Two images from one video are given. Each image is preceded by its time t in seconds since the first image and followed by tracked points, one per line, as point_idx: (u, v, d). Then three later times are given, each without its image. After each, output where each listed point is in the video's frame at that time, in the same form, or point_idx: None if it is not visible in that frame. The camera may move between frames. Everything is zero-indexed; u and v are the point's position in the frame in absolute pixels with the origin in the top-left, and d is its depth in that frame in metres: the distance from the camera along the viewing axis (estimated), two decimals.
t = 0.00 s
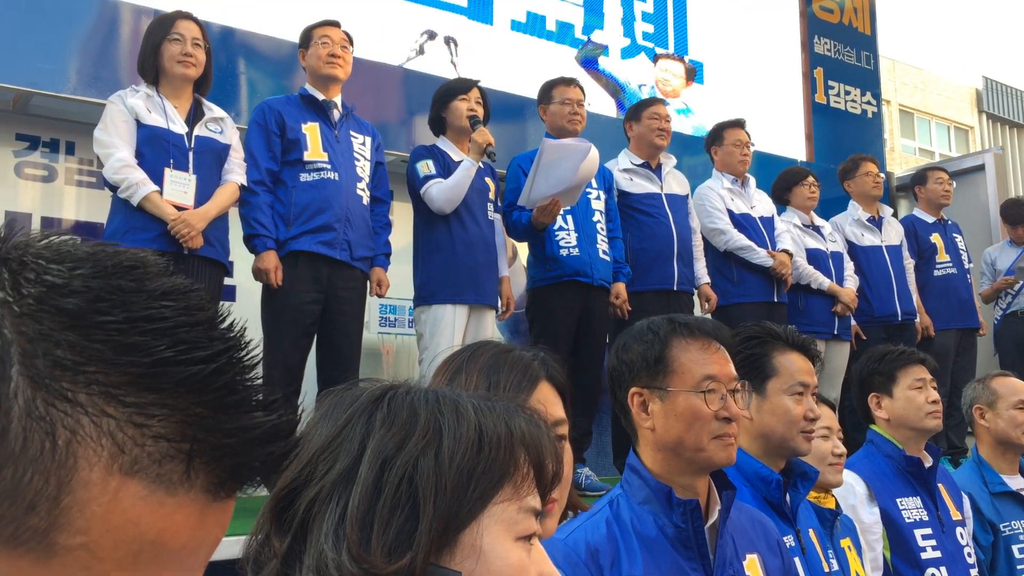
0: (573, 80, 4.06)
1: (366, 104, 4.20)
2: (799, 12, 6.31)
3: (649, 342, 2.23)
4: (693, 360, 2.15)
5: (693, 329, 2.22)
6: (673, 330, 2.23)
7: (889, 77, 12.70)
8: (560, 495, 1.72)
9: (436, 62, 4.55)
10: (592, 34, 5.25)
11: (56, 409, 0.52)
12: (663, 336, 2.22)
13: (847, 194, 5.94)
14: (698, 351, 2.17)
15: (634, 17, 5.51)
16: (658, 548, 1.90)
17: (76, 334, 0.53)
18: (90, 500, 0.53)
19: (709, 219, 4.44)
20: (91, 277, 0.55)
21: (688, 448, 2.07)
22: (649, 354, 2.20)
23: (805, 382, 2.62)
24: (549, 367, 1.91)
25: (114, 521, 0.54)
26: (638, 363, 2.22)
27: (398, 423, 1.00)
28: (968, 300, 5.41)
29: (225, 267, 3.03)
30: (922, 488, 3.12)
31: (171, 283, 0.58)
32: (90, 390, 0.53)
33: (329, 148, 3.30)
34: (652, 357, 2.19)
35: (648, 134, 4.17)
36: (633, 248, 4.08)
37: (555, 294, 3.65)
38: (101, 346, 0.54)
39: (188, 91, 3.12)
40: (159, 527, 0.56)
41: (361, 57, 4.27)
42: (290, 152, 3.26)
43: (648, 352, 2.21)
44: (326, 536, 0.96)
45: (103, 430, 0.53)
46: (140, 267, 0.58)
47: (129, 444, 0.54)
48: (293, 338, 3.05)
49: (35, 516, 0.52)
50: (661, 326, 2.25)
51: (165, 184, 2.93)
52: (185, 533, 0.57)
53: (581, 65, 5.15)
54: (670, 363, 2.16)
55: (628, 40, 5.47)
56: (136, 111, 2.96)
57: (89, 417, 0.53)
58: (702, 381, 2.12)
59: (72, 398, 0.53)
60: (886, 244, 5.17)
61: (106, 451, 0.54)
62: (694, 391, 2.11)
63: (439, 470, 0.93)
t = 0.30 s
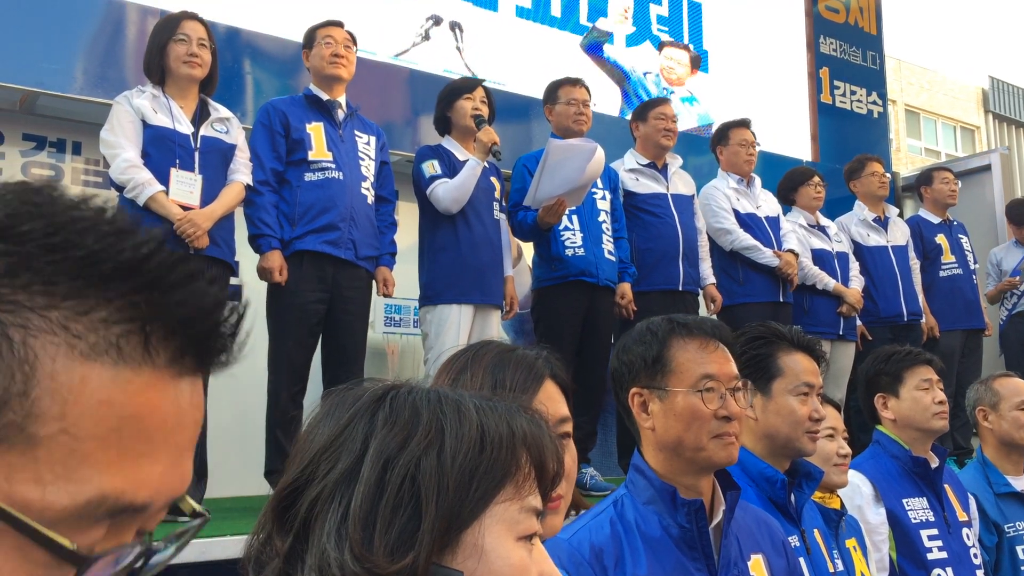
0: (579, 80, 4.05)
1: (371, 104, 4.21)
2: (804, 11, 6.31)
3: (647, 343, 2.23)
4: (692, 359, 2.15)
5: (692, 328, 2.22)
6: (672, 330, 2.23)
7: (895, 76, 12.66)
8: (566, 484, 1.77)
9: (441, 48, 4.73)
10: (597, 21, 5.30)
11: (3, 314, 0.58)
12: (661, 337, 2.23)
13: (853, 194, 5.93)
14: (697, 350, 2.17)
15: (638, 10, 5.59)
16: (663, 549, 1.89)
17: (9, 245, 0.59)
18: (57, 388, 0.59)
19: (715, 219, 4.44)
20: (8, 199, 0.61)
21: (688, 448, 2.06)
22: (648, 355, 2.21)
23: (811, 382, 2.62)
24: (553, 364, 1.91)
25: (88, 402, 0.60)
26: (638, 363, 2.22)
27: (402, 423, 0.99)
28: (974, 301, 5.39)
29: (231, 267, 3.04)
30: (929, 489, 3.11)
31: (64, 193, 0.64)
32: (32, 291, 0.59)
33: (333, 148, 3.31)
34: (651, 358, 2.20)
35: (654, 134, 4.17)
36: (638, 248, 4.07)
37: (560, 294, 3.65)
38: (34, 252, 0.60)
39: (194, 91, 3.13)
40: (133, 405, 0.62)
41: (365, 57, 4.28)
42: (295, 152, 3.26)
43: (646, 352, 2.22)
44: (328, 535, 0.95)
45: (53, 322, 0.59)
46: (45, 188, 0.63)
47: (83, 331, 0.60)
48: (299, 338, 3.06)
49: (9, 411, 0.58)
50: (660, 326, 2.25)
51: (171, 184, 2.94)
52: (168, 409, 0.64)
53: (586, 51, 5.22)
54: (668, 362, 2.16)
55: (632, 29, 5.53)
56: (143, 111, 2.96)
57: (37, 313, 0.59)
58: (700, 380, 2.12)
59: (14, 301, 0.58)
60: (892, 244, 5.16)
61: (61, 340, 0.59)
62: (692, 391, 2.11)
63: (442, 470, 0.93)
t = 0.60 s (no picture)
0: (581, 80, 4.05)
1: (373, 104, 4.21)
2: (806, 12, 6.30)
3: (647, 343, 2.23)
4: (692, 359, 2.15)
5: (692, 328, 2.22)
6: (672, 330, 2.23)
7: (898, 76, 12.63)
8: (566, 481, 1.79)
9: (445, 42, 4.71)
10: (598, 16, 5.35)
11: None
12: (661, 337, 2.23)
13: (855, 194, 5.94)
14: (696, 350, 2.17)
15: (642, 10, 5.61)
16: (664, 550, 1.89)
17: None
18: None
19: (718, 218, 4.44)
20: None
21: (688, 448, 2.06)
22: (647, 354, 2.21)
23: (813, 383, 2.62)
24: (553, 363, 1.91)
25: (13, 269, 0.78)
26: (638, 363, 2.22)
27: (397, 423, 0.99)
28: (976, 302, 5.39)
29: (233, 267, 3.04)
30: (931, 489, 3.11)
31: None
32: None
33: (336, 148, 3.31)
34: (650, 357, 2.20)
35: (656, 134, 4.16)
36: (640, 248, 4.07)
37: (562, 294, 3.65)
38: None
39: (196, 92, 3.13)
40: (58, 271, 0.81)
41: (366, 57, 4.28)
42: (297, 152, 3.26)
43: (646, 352, 2.22)
44: (324, 536, 0.95)
45: None
46: None
47: None
48: (301, 338, 3.06)
49: None
50: (660, 326, 2.25)
51: (174, 185, 2.94)
52: (91, 279, 0.84)
53: (587, 44, 5.24)
54: (667, 362, 2.16)
55: (636, 24, 5.54)
56: (145, 112, 2.96)
57: None
58: (700, 380, 2.12)
59: None
60: (895, 245, 5.15)
61: None
62: (692, 391, 2.11)
63: (437, 470, 0.93)
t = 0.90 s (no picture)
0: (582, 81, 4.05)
1: (374, 105, 4.21)
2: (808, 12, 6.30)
3: (643, 344, 2.23)
4: (688, 359, 2.15)
5: (689, 328, 2.22)
6: (668, 331, 2.23)
7: (898, 76, 12.63)
8: (565, 479, 1.79)
9: (445, 40, 4.70)
10: (599, 15, 5.36)
11: None
12: (657, 338, 2.22)
13: (856, 194, 5.94)
14: (692, 350, 2.17)
15: (644, 10, 5.61)
16: (661, 550, 1.89)
17: None
18: None
19: (715, 216, 4.43)
20: None
21: (685, 448, 2.06)
22: (643, 355, 2.21)
23: (814, 384, 2.61)
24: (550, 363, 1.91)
25: None
26: (634, 364, 2.22)
27: (392, 423, 0.99)
28: (977, 302, 5.38)
29: (233, 267, 3.04)
30: (931, 490, 3.11)
31: None
32: None
33: (336, 149, 3.31)
34: (646, 358, 2.20)
35: (656, 135, 4.16)
36: (640, 248, 4.07)
37: (562, 294, 3.65)
38: None
39: (196, 92, 3.13)
40: None
41: (367, 57, 4.28)
42: (297, 152, 3.26)
43: (642, 353, 2.22)
44: (319, 537, 0.94)
45: None
46: None
47: None
48: (301, 339, 3.06)
49: None
50: (656, 326, 2.25)
51: (173, 185, 2.94)
52: (27, 233, 0.76)
53: (587, 43, 5.26)
54: (663, 363, 2.16)
55: (637, 23, 5.54)
56: (145, 112, 2.97)
57: None
58: (695, 380, 2.12)
59: None
60: (896, 244, 5.15)
61: None
62: (688, 391, 2.11)
63: (433, 470, 0.93)
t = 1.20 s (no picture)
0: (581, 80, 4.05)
1: (373, 105, 4.20)
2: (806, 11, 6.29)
3: (643, 344, 2.23)
4: (687, 359, 2.15)
5: (688, 328, 2.21)
6: (667, 330, 2.22)
7: (897, 76, 12.63)
8: (561, 475, 1.79)
9: (444, 40, 4.70)
10: (598, 15, 5.36)
11: None
12: (656, 338, 2.22)
13: (855, 193, 5.94)
14: (691, 350, 2.17)
15: (643, 10, 5.61)
16: (660, 550, 1.89)
17: None
18: None
19: (710, 218, 4.42)
20: None
21: (684, 448, 2.06)
22: (643, 355, 2.21)
23: (814, 383, 2.61)
24: (542, 359, 1.90)
25: None
26: (633, 364, 2.22)
27: (396, 425, 0.98)
28: (976, 301, 5.38)
29: (231, 268, 3.03)
30: (929, 489, 3.11)
31: None
32: None
33: (335, 149, 3.31)
34: (645, 358, 2.19)
35: (655, 134, 4.16)
36: (639, 248, 4.06)
37: (561, 294, 3.64)
38: None
39: (194, 92, 3.13)
40: None
41: (366, 58, 4.28)
42: (296, 152, 3.26)
43: (641, 352, 2.21)
44: (325, 542, 0.92)
45: None
46: None
47: None
48: (300, 339, 3.05)
49: None
50: (655, 326, 2.25)
51: (171, 185, 2.94)
52: None
53: (587, 44, 5.26)
54: (662, 363, 2.16)
55: (635, 23, 5.54)
56: (142, 112, 2.96)
57: None
58: (695, 380, 2.12)
59: None
60: (895, 244, 5.15)
61: None
62: (688, 391, 2.11)
63: (441, 472, 0.92)
